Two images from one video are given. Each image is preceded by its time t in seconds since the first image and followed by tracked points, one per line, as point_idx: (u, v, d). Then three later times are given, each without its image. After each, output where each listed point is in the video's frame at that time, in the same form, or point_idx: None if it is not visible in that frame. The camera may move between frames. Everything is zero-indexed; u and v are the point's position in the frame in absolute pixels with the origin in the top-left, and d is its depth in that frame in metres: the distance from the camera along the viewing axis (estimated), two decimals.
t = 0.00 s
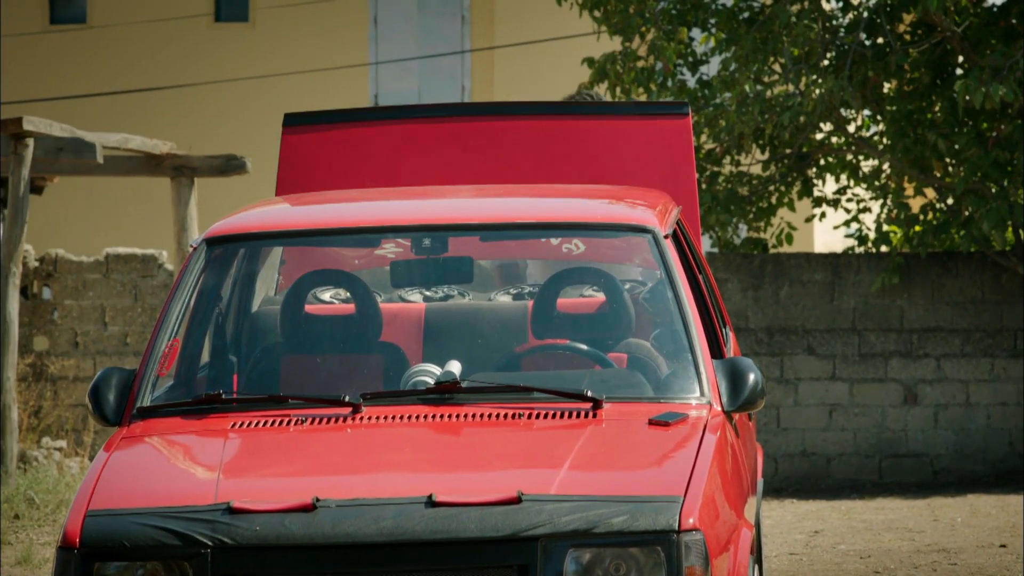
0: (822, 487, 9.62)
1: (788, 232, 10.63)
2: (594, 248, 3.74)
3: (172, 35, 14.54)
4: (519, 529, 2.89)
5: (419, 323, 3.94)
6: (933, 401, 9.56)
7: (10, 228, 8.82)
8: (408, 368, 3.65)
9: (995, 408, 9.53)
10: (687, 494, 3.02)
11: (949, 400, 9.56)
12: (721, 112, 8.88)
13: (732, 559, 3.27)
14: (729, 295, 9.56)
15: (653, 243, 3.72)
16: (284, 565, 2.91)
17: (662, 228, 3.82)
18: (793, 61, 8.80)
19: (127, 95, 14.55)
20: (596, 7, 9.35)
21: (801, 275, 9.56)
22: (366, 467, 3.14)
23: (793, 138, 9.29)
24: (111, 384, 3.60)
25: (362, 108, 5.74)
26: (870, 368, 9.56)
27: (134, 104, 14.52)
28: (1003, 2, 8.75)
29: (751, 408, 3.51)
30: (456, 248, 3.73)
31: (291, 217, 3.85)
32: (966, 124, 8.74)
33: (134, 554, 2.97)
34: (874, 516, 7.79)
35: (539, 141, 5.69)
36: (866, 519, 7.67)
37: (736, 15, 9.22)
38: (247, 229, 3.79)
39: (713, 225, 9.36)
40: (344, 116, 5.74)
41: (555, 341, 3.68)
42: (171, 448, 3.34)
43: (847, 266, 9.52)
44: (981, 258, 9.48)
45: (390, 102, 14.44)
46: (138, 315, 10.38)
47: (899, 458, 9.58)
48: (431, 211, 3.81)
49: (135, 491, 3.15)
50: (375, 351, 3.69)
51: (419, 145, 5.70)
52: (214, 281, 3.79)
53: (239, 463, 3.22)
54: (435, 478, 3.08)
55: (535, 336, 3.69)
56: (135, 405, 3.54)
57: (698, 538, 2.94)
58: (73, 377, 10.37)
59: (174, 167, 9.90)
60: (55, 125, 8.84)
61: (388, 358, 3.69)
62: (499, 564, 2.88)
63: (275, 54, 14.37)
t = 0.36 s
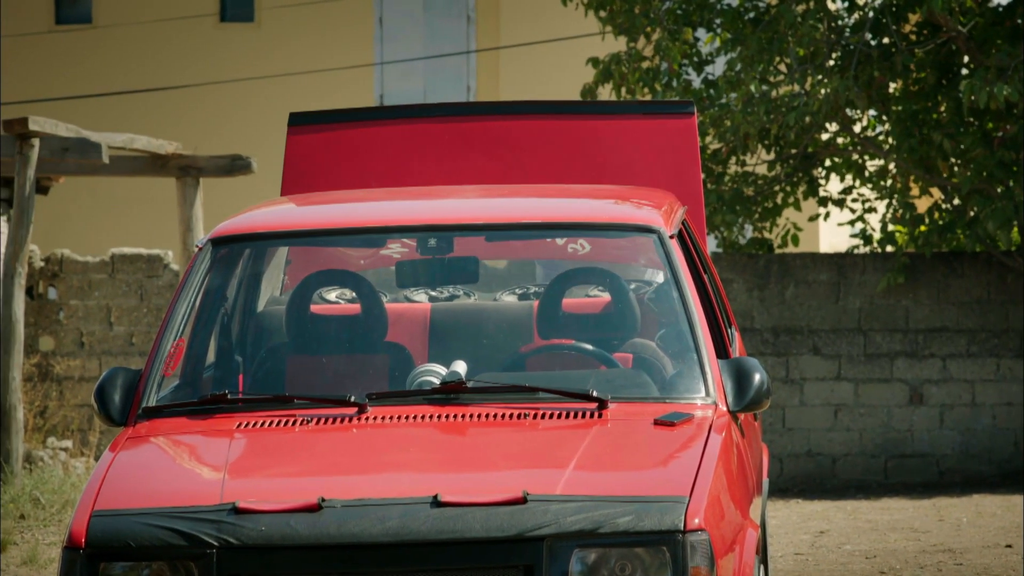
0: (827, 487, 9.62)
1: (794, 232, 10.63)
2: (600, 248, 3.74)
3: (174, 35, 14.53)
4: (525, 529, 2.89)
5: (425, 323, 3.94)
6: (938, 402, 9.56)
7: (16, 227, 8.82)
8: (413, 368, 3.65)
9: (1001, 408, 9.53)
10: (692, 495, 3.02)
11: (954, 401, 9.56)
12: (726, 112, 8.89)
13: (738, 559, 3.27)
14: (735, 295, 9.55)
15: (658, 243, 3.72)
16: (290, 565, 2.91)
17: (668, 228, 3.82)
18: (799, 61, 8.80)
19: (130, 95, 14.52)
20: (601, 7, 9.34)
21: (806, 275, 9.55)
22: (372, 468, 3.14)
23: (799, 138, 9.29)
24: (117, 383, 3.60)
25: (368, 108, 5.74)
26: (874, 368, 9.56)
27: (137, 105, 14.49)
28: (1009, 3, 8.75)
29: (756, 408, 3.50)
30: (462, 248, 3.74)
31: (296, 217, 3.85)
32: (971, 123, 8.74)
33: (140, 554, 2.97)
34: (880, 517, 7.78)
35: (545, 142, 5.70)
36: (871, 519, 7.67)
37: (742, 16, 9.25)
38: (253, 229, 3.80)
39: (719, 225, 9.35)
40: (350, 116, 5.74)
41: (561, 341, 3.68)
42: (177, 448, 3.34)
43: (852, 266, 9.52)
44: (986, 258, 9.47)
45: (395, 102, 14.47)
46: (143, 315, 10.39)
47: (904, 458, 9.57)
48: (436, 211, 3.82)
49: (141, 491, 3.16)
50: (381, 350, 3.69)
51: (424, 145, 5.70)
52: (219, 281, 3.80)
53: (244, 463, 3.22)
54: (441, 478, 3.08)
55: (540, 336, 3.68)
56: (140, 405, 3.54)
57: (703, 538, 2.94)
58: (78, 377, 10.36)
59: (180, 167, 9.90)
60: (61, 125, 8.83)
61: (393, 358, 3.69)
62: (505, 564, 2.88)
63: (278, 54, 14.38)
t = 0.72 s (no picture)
0: (832, 487, 9.62)
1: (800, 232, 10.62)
2: (605, 248, 3.74)
3: (179, 36, 14.54)
4: (530, 529, 2.89)
5: (430, 323, 3.94)
6: (944, 402, 9.56)
7: (22, 227, 8.84)
8: (419, 368, 3.65)
9: (1007, 408, 9.53)
10: (698, 495, 3.02)
11: (960, 401, 9.55)
12: (731, 112, 8.90)
13: (743, 559, 3.27)
14: (740, 296, 9.56)
15: (663, 243, 3.72)
16: (295, 565, 2.91)
17: (673, 228, 3.82)
18: (804, 61, 8.79)
19: (134, 95, 14.52)
20: (606, 7, 9.34)
21: (812, 275, 9.55)
22: (377, 468, 3.14)
23: (804, 138, 9.29)
24: (122, 384, 3.60)
25: (375, 108, 5.74)
26: (880, 368, 9.55)
27: (141, 105, 14.50)
28: (1014, 2, 8.74)
29: (762, 408, 3.50)
30: (467, 248, 3.74)
31: (302, 217, 3.85)
32: (976, 123, 8.73)
33: (145, 554, 2.97)
34: (885, 517, 7.78)
35: (551, 141, 5.70)
36: (876, 519, 7.67)
37: (747, 15, 9.29)
38: (258, 229, 3.80)
39: (724, 225, 9.36)
40: (357, 116, 5.74)
41: (566, 341, 3.68)
42: (182, 448, 3.34)
43: (857, 266, 9.52)
44: (992, 259, 9.46)
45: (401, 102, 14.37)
46: (149, 315, 10.40)
47: (909, 458, 9.57)
48: (442, 211, 3.82)
49: (146, 491, 3.16)
50: (386, 350, 3.69)
51: (430, 144, 5.71)
52: (225, 281, 3.79)
53: (250, 463, 3.22)
54: (447, 478, 3.08)
55: (546, 336, 3.68)
56: (146, 405, 3.55)
57: (709, 538, 2.94)
58: (84, 377, 10.37)
59: (185, 167, 9.91)
60: (67, 125, 8.83)
61: (399, 358, 3.68)
62: (510, 564, 2.88)
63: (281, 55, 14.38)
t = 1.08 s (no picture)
0: (838, 487, 9.61)
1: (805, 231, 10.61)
2: (610, 249, 3.74)
3: (181, 36, 14.54)
4: (535, 529, 2.89)
5: (435, 323, 3.92)
6: (948, 402, 9.56)
7: (27, 228, 8.85)
8: (424, 368, 3.65)
9: (1012, 408, 9.54)
10: (703, 495, 3.02)
11: (965, 401, 9.56)
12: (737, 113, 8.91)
13: (748, 559, 3.27)
14: (745, 296, 9.55)
15: (668, 244, 3.73)
16: (300, 565, 2.91)
17: (678, 228, 3.83)
18: (810, 61, 8.79)
19: (137, 95, 14.52)
20: (611, 7, 9.32)
21: (817, 275, 9.55)
22: (382, 468, 3.14)
23: (810, 138, 9.30)
24: (128, 384, 3.60)
25: (380, 108, 5.74)
26: (885, 368, 9.55)
27: (143, 105, 14.49)
28: (1019, 3, 8.75)
29: (767, 408, 3.50)
30: (473, 248, 3.74)
31: (307, 217, 3.86)
32: (982, 123, 8.75)
33: (151, 554, 2.97)
34: (890, 517, 7.79)
35: (556, 142, 5.70)
36: (881, 519, 7.67)
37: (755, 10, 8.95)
38: (264, 229, 3.80)
39: (729, 225, 9.36)
40: (363, 116, 5.74)
41: (572, 341, 3.68)
42: (187, 449, 3.34)
43: (862, 266, 9.52)
44: (997, 259, 9.48)
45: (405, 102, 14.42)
46: (155, 315, 10.38)
47: (915, 458, 9.56)
48: (447, 211, 3.82)
49: (152, 491, 3.16)
50: (391, 351, 3.69)
51: (436, 144, 5.70)
52: (230, 281, 3.80)
53: (255, 464, 3.22)
54: (452, 479, 3.08)
55: (551, 337, 3.68)
56: (151, 405, 3.55)
57: (714, 538, 2.94)
58: (89, 378, 10.37)
59: (191, 167, 9.91)
60: (71, 126, 8.81)
61: (404, 359, 3.69)
62: (515, 564, 2.88)
63: (283, 55, 14.37)
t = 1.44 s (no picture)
0: (843, 488, 9.60)
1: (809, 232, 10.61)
2: (615, 250, 3.74)
3: (185, 36, 14.53)
4: (541, 530, 2.89)
5: (441, 325, 3.86)
6: (953, 403, 9.55)
7: (32, 229, 8.86)
8: (429, 369, 3.65)
9: (1016, 409, 9.54)
10: (708, 497, 3.02)
11: (969, 402, 9.55)
12: (742, 114, 8.91)
13: (754, 561, 3.26)
14: (751, 297, 9.54)
15: (673, 244, 3.73)
16: (305, 566, 2.91)
17: (683, 229, 3.83)
18: (815, 62, 8.78)
19: (140, 96, 14.51)
20: (617, 9, 9.30)
21: (821, 276, 9.54)
22: (388, 469, 3.14)
23: (815, 138, 9.30)
24: (133, 384, 3.60)
25: (385, 110, 5.74)
26: (890, 369, 9.55)
27: (147, 106, 14.49)
28: None
29: (772, 409, 3.50)
30: (478, 249, 3.73)
31: (313, 218, 3.86)
32: (986, 124, 8.75)
33: (156, 555, 2.97)
34: (895, 518, 7.78)
35: (560, 143, 5.70)
36: (887, 520, 7.67)
37: (759, 16, 9.15)
38: (269, 231, 3.81)
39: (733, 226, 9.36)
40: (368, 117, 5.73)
41: (577, 342, 3.68)
42: (192, 450, 3.34)
43: (867, 267, 9.52)
44: (1002, 259, 9.49)
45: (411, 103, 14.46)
46: (159, 316, 10.39)
47: (920, 459, 9.55)
48: (452, 212, 3.82)
49: (158, 491, 3.16)
50: (396, 352, 3.69)
51: (440, 145, 5.70)
52: (235, 282, 3.81)
53: (259, 464, 3.23)
54: (458, 479, 3.08)
55: (556, 337, 3.68)
56: (155, 406, 3.55)
57: (719, 540, 2.93)
58: (94, 379, 10.38)
59: (196, 168, 9.91)
60: (77, 127, 8.81)
61: (409, 360, 3.68)
62: (520, 565, 2.88)
63: (286, 56, 14.37)
